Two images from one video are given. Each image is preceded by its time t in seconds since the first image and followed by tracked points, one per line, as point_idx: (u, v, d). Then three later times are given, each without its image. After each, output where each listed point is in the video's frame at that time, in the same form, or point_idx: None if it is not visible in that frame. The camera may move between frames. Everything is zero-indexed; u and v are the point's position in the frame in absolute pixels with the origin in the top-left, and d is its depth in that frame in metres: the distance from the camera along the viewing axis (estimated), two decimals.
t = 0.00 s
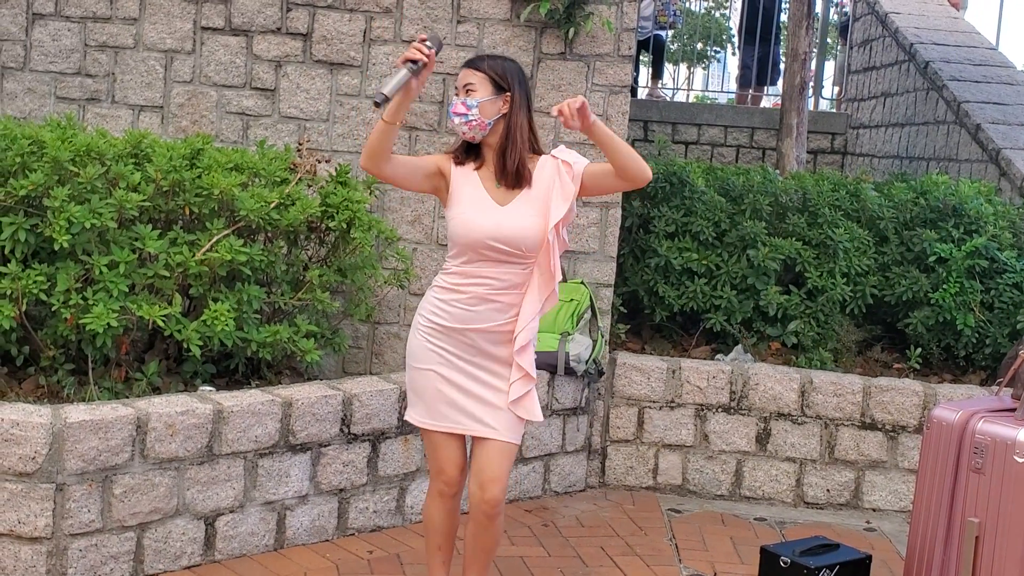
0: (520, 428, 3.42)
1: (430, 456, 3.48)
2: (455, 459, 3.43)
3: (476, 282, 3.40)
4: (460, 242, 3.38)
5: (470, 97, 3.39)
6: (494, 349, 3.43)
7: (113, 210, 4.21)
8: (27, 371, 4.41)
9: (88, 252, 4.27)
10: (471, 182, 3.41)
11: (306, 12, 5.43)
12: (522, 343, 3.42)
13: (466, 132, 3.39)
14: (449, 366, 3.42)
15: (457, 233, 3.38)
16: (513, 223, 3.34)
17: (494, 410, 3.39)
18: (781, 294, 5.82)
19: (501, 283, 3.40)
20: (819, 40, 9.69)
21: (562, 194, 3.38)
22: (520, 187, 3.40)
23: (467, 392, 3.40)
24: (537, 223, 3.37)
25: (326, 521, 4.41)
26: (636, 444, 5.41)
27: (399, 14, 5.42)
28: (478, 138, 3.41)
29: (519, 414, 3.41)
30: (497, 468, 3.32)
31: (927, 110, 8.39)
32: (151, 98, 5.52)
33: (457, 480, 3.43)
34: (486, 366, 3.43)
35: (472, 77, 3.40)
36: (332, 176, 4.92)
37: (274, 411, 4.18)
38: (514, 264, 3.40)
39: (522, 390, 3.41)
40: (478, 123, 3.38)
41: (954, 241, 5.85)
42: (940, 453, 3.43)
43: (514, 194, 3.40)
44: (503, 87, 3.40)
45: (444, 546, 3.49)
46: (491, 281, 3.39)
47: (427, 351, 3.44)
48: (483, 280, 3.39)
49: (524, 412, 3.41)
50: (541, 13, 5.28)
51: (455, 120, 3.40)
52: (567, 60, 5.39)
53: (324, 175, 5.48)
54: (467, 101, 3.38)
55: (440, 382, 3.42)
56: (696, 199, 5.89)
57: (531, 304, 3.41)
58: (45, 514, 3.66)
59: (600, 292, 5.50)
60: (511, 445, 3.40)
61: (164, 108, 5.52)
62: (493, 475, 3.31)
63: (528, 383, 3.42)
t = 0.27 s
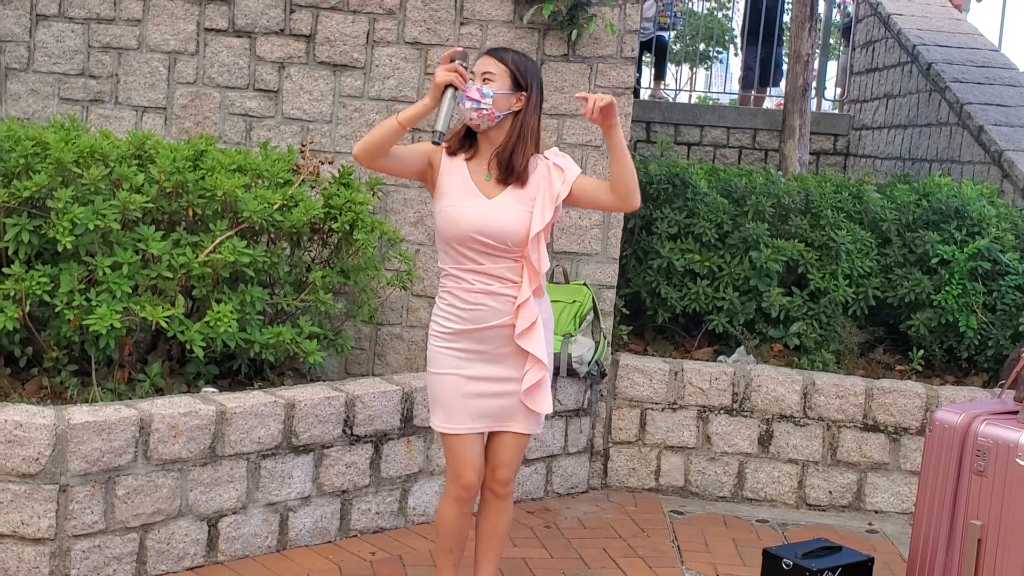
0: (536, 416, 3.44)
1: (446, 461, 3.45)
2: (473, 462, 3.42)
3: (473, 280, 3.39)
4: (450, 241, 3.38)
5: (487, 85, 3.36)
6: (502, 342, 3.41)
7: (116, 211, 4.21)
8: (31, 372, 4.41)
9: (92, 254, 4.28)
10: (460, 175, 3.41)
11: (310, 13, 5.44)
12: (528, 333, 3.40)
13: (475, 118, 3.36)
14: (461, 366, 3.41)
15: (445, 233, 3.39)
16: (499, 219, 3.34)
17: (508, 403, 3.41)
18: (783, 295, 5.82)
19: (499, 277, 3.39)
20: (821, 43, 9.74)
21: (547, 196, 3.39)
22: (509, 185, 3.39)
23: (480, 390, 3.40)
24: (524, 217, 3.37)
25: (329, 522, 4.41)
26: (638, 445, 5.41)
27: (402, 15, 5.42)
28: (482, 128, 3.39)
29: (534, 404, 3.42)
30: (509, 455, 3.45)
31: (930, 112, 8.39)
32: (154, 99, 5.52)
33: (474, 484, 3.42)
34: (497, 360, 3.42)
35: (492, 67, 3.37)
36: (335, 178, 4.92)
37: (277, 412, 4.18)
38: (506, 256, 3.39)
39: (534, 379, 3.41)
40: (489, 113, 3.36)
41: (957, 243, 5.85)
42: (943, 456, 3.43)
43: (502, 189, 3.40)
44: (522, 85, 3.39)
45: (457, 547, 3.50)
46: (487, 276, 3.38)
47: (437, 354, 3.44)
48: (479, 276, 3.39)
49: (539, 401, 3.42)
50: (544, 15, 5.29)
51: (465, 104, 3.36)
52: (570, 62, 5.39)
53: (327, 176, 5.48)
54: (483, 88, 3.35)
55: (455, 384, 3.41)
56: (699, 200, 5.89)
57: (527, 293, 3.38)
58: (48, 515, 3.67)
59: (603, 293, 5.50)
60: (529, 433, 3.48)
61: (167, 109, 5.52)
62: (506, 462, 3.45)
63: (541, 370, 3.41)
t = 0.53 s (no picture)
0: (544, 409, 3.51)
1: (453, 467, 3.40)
2: (481, 470, 3.36)
3: (486, 284, 3.36)
4: (465, 248, 3.33)
5: (509, 91, 3.39)
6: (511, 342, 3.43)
7: (116, 212, 4.22)
8: (32, 373, 4.42)
9: (92, 255, 4.29)
10: (474, 182, 3.38)
11: (309, 13, 5.44)
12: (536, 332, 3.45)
13: (498, 124, 3.38)
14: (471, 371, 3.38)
15: (460, 240, 3.33)
16: (517, 229, 3.33)
17: (521, 400, 3.44)
18: (784, 292, 5.82)
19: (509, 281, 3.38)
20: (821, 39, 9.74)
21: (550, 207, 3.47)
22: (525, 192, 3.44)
23: (494, 392, 3.39)
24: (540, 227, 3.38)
25: (330, 521, 4.41)
26: (640, 442, 5.41)
27: (400, 14, 5.42)
28: (503, 133, 3.41)
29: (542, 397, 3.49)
30: (517, 454, 3.44)
31: (929, 108, 8.38)
32: (153, 99, 5.53)
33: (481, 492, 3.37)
34: (507, 361, 3.43)
35: (515, 73, 3.40)
36: (335, 177, 4.92)
37: (278, 412, 4.19)
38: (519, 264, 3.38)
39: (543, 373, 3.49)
40: (512, 119, 3.39)
41: (957, 239, 5.85)
42: (942, 451, 3.43)
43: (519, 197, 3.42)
44: (540, 89, 3.44)
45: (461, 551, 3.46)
46: (500, 281, 3.37)
47: (448, 359, 3.39)
48: (492, 280, 3.36)
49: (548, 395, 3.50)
50: (543, 14, 5.29)
51: (489, 109, 3.38)
52: (569, 60, 5.39)
53: (326, 176, 5.49)
54: (506, 94, 3.38)
55: (467, 388, 3.37)
56: (699, 197, 5.90)
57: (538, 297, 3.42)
58: (51, 516, 3.67)
59: (603, 291, 5.50)
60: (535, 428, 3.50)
61: (166, 110, 5.53)
62: (511, 464, 3.43)
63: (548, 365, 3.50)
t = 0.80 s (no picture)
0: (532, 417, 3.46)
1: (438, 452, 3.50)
2: (462, 454, 3.46)
3: (484, 278, 3.39)
4: (473, 241, 3.36)
5: (514, 86, 3.39)
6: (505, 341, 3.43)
7: (116, 213, 4.22)
8: (32, 374, 4.42)
9: (92, 255, 4.29)
10: (486, 178, 3.41)
11: (308, 13, 5.44)
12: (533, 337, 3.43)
13: (507, 120, 3.38)
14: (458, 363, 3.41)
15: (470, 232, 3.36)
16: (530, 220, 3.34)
17: (506, 403, 3.41)
18: (783, 291, 5.82)
19: (509, 279, 3.39)
20: (820, 38, 9.74)
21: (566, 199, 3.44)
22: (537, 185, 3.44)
23: (477, 387, 3.40)
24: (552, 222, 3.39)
25: (331, 521, 4.41)
26: (640, 442, 5.42)
27: (400, 14, 5.42)
28: (512, 130, 3.42)
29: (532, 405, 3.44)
30: (502, 458, 3.38)
31: (929, 107, 8.39)
32: (153, 100, 5.53)
33: (462, 476, 3.45)
34: (498, 360, 3.43)
35: (517, 69, 3.41)
36: (335, 178, 4.93)
37: (279, 412, 4.19)
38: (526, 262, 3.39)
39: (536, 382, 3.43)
40: (521, 114, 3.40)
41: (956, 238, 5.85)
42: (943, 450, 3.43)
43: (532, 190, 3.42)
44: (541, 81, 3.45)
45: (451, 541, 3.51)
46: (499, 277, 3.39)
47: (436, 348, 3.43)
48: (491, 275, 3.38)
49: (539, 403, 3.45)
50: (542, 13, 5.29)
51: (496, 107, 3.37)
52: (569, 59, 5.39)
53: (326, 176, 5.49)
54: (512, 90, 3.38)
55: (450, 379, 3.41)
56: (699, 197, 5.90)
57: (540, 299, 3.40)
58: (51, 517, 3.67)
59: (603, 291, 5.51)
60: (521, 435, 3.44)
61: (166, 110, 5.53)
62: (497, 465, 3.38)
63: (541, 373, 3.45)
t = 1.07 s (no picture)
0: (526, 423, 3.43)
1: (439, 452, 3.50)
2: (461, 454, 3.45)
3: (477, 277, 3.42)
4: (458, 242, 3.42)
5: (514, 87, 3.41)
6: (499, 343, 3.43)
7: (116, 211, 4.22)
8: (32, 372, 4.42)
9: (92, 254, 4.29)
10: (469, 180, 3.44)
11: (309, 12, 5.44)
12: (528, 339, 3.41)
13: (500, 118, 3.40)
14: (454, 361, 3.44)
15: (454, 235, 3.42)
16: (512, 220, 3.37)
17: (498, 405, 3.40)
18: (783, 291, 5.82)
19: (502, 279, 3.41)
20: (821, 38, 9.73)
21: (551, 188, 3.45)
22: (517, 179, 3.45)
23: (470, 388, 3.42)
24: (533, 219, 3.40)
25: (330, 520, 4.42)
26: (639, 441, 5.42)
27: (400, 13, 5.43)
28: (501, 128, 3.43)
29: (525, 410, 3.41)
30: (501, 462, 3.37)
31: (929, 107, 8.39)
32: (153, 98, 5.53)
33: (463, 476, 3.44)
34: (492, 362, 3.43)
35: (517, 70, 3.43)
36: (335, 177, 4.92)
37: (278, 410, 4.19)
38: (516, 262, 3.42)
39: (529, 386, 3.40)
40: (515, 115, 3.41)
41: (956, 238, 5.85)
42: (942, 450, 3.43)
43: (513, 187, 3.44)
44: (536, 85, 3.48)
45: (452, 540, 3.51)
46: (492, 277, 3.41)
47: (432, 346, 3.47)
48: (485, 275, 3.41)
49: (532, 409, 3.41)
50: (543, 13, 5.29)
51: (490, 104, 3.39)
52: (569, 59, 5.39)
53: (326, 175, 5.49)
54: (511, 89, 3.40)
55: (444, 378, 3.44)
56: (699, 196, 5.90)
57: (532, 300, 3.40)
58: (51, 515, 3.68)
59: (603, 290, 5.51)
60: (516, 440, 3.42)
61: (166, 109, 5.53)
62: (497, 469, 3.37)
63: (535, 377, 3.41)
